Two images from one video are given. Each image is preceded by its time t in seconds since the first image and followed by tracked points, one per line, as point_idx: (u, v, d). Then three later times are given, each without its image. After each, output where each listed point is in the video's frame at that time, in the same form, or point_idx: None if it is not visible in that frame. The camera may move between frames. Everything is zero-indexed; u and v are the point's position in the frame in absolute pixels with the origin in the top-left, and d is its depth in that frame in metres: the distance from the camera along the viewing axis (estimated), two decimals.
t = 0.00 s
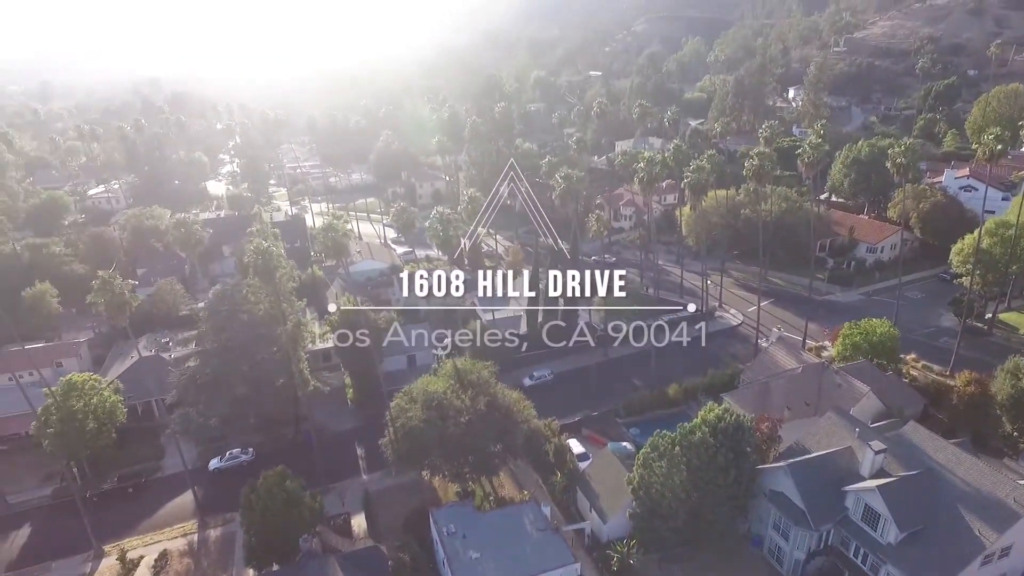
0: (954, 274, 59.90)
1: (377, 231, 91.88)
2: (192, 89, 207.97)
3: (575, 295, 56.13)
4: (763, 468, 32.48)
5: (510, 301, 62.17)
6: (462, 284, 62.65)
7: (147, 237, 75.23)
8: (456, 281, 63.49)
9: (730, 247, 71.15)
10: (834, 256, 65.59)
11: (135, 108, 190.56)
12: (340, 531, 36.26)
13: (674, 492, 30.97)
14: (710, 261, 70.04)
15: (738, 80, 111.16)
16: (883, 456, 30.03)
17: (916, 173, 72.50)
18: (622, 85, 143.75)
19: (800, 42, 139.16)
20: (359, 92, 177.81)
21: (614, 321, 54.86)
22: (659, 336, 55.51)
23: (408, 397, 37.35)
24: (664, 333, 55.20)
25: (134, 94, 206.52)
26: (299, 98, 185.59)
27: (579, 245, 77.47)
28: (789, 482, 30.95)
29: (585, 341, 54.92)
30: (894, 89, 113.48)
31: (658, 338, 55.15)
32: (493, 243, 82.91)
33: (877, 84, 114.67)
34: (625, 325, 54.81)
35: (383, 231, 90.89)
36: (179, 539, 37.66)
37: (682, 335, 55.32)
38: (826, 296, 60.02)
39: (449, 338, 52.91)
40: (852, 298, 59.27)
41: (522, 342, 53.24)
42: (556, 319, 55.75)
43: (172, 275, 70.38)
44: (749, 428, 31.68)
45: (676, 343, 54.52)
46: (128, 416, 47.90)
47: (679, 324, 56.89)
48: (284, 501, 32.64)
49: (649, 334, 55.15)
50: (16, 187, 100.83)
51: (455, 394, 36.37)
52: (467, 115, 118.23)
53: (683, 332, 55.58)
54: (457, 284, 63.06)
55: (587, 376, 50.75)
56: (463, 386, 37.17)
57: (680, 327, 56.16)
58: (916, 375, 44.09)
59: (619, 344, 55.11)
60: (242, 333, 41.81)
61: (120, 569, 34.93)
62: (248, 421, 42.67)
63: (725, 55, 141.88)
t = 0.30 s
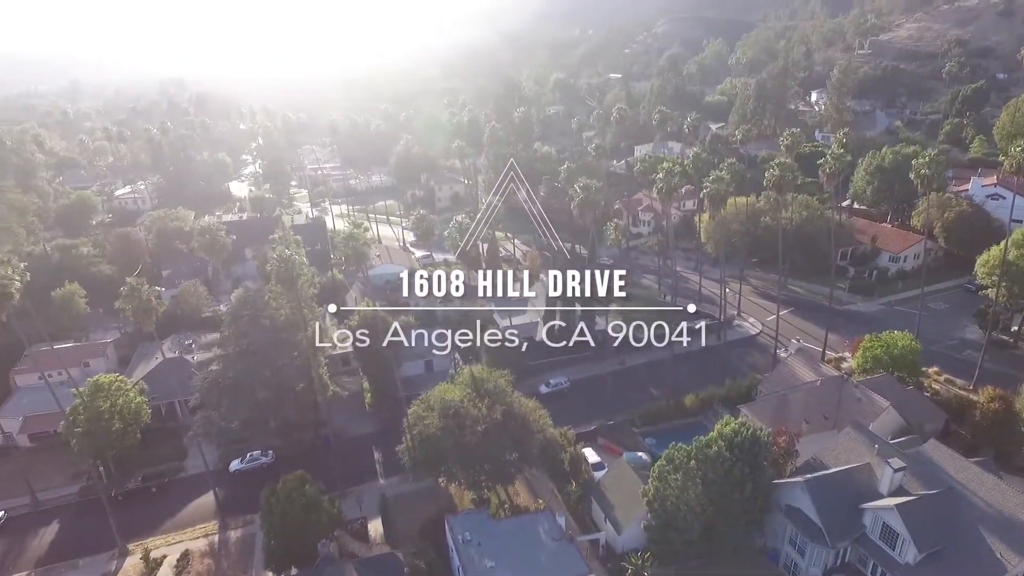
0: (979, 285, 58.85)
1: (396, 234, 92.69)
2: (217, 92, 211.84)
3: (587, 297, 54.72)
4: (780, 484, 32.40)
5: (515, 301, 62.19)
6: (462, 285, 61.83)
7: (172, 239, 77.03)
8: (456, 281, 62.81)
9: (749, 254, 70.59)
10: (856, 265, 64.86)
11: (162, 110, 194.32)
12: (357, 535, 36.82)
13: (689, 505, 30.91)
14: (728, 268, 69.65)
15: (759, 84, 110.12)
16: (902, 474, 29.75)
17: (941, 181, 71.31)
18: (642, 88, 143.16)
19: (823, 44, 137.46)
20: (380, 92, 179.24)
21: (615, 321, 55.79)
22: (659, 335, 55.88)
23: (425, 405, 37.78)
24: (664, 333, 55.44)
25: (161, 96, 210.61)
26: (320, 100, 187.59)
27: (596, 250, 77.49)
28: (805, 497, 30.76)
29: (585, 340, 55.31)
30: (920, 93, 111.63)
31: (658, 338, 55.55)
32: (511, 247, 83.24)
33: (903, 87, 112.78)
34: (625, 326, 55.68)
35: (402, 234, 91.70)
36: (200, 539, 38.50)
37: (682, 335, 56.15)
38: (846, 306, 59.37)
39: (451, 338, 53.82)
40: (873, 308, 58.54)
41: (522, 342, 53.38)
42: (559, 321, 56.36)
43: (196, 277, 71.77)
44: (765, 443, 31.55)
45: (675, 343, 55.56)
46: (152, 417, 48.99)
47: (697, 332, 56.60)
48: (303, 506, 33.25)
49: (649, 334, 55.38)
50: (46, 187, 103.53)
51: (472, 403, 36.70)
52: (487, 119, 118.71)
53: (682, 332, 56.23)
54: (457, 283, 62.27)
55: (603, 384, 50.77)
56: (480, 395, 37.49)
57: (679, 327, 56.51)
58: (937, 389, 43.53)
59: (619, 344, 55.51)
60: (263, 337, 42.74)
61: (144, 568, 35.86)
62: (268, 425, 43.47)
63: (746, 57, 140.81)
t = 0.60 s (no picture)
0: (1007, 296, 57.64)
1: (416, 237, 93.49)
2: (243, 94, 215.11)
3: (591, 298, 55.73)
4: (797, 498, 32.07)
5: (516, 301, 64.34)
6: (461, 284, 65.06)
7: (197, 240, 78.49)
8: (457, 282, 65.29)
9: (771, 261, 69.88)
10: (879, 274, 64.05)
11: (189, 110, 197.90)
12: (374, 538, 37.30)
13: (705, 518, 30.73)
14: (748, 276, 69.11)
15: (783, 87, 108.98)
16: (923, 492, 29.29)
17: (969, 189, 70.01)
18: (664, 90, 142.43)
19: (849, 46, 135.42)
20: (402, 93, 180.50)
21: (615, 320, 54.20)
22: (659, 335, 54.26)
23: (443, 411, 38.21)
24: (664, 333, 53.83)
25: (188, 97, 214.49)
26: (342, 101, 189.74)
27: (616, 256, 77.41)
28: (824, 513, 30.42)
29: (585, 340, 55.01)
30: (949, 97, 109.41)
31: (658, 338, 53.97)
32: (530, 251, 83.50)
33: (930, 91, 110.88)
34: (625, 326, 54.12)
35: (422, 236, 92.51)
36: (221, 539, 39.26)
37: (682, 335, 55.03)
38: (869, 315, 58.61)
39: (451, 338, 54.53)
40: (896, 318, 57.75)
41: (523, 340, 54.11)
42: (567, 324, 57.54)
43: (220, 278, 73.11)
44: (783, 456, 31.35)
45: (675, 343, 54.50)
46: (177, 416, 50.10)
47: (716, 340, 56.24)
48: (322, 510, 33.73)
49: (650, 334, 53.60)
50: (76, 187, 106.08)
51: (489, 410, 37.08)
52: (508, 122, 119.07)
53: (682, 331, 55.09)
54: (457, 283, 65.35)
55: (621, 392, 50.76)
56: (497, 402, 37.89)
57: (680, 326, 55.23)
58: (962, 403, 42.70)
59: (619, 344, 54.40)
60: (285, 341, 43.58)
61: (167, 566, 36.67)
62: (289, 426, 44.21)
63: (770, 60, 139.28)
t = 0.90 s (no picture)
0: None
1: (439, 240, 94.16)
2: (271, 95, 218.06)
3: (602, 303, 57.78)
4: (818, 515, 31.79)
5: (518, 301, 64.41)
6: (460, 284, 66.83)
7: (226, 241, 79.93)
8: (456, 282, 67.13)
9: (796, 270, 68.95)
10: (907, 285, 62.91)
11: (218, 111, 201.53)
12: (394, 543, 37.78)
13: (725, 534, 30.57)
14: (773, 284, 68.36)
15: (812, 91, 107.29)
16: (948, 515, 28.80)
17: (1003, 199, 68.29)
18: (689, 93, 141.10)
19: (880, 49, 132.71)
20: (426, 95, 181.55)
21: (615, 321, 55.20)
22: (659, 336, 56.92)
23: (463, 419, 38.48)
24: (664, 333, 56.54)
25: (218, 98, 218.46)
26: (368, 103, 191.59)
27: (638, 262, 77.12)
28: (846, 533, 30.06)
29: (586, 341, 55.66)
30: (984, 101, 106.67)
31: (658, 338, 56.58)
32: (552, 256, 83.59)
33: (965, 96, 108.22)
34: (624, 326, 55.22)
35: (445, 240, 93.19)
36: (246, 539, 40.13)
37: (682, 336, 57.42)
38: (896, 327, 57.59)
39: (451, 337, 53.64)
40: (924, 330, 56.70)
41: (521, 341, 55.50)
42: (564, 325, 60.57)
43: (247, 279, 74.47)
44: (805, 474, 31.02)
45: (675, 343, 56.77)
46: (204, 416, 51.25)
47: (739, 350, 55.71)
48: (344, 515, 34.25)
49: (650, 334, 56.03)
50: (110, 186, 108.62)
51: (509, 419, 37.23)
52: (532, 125, 119.14)
53: (681, 331, 57.70)
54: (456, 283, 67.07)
55: (642, 401, 50.61)
56: (517, 412, 38.03)
57: (679, 327, 58.06)
58: (990, 421, 41.80)
59: (619, 345, 54.74)
60: (310, 347, 44.48)
61: (193, 565, 37.61)
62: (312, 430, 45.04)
63: (798, 63, 137.14)
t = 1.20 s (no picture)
0: None
1: (461, 243, 94.77)
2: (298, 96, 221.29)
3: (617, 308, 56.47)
4: (837, 534, 31.34)
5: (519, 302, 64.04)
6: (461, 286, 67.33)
7: (252, 243, 81.43)
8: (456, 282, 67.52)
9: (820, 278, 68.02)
10: (935, 295, 61.80)
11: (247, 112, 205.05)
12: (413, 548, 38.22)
13: (742, 550, 30.37)
14: (796, 293, 67.58)
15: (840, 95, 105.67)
16: (972, 537, 28.34)
17: None
18: (715, 95, 139.91)
19: (912, 51, 130.07)
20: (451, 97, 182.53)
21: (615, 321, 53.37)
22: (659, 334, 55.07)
23: (482, 426, 38.75)
24: (664, 333, 54.68)
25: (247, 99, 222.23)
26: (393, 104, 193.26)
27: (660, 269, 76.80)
28: (866, 552, 29.66)
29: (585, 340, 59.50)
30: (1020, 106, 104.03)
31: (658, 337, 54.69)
32: (573, 260, 83.65)
33: (1000, 100, 105.65)
34: (625, 326, 53.76)
35: (467, 243, 93.79)
36: (267, 539, 41.00)
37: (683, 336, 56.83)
38: (923, 339, 56.63)
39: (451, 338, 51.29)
40: (952, 342, 55.69)
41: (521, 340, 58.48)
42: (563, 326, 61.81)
43: (272, 281, 75.80)
44: (825, 491, 30.64)
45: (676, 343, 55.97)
46: (229, 417, 52.33)
47: (761, 360, 55.17)
48: (363, 520, 34.71)
49: (650, 333, 53.76)
50: (142, 187, 111.35)
51: (527, 428, 37.38)
52: (555, 129, 119.22)
53: (682, 332, 57.03)
54: (457, 284, 67.48)
55: (661, 411, 50.44)
56: (535, 421, 38.17)
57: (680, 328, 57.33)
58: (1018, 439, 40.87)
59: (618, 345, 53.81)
60: (332, 351, 45.33)
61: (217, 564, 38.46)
62: (333, 433, 45.79)
63: (826, 65, 135.06)
